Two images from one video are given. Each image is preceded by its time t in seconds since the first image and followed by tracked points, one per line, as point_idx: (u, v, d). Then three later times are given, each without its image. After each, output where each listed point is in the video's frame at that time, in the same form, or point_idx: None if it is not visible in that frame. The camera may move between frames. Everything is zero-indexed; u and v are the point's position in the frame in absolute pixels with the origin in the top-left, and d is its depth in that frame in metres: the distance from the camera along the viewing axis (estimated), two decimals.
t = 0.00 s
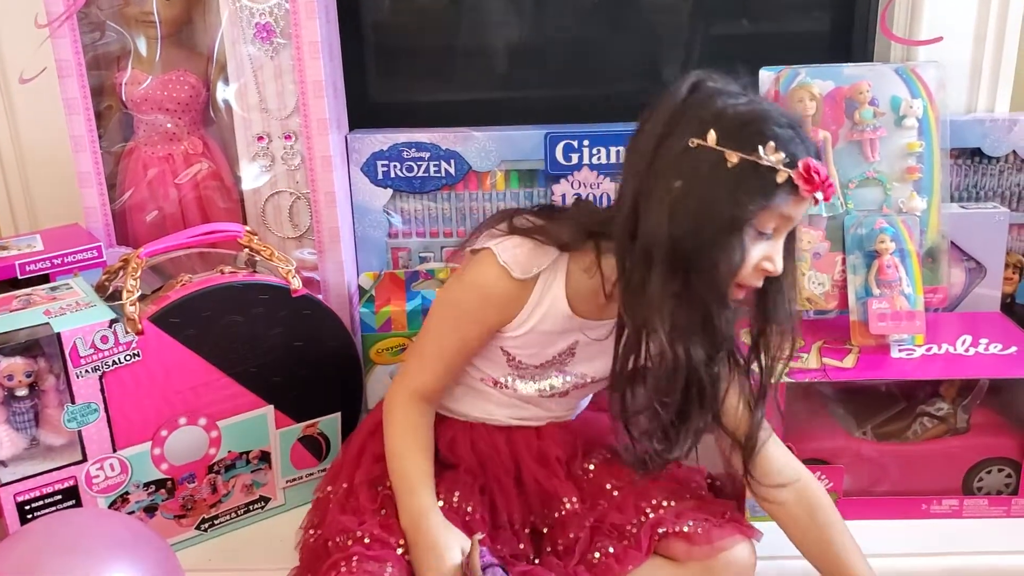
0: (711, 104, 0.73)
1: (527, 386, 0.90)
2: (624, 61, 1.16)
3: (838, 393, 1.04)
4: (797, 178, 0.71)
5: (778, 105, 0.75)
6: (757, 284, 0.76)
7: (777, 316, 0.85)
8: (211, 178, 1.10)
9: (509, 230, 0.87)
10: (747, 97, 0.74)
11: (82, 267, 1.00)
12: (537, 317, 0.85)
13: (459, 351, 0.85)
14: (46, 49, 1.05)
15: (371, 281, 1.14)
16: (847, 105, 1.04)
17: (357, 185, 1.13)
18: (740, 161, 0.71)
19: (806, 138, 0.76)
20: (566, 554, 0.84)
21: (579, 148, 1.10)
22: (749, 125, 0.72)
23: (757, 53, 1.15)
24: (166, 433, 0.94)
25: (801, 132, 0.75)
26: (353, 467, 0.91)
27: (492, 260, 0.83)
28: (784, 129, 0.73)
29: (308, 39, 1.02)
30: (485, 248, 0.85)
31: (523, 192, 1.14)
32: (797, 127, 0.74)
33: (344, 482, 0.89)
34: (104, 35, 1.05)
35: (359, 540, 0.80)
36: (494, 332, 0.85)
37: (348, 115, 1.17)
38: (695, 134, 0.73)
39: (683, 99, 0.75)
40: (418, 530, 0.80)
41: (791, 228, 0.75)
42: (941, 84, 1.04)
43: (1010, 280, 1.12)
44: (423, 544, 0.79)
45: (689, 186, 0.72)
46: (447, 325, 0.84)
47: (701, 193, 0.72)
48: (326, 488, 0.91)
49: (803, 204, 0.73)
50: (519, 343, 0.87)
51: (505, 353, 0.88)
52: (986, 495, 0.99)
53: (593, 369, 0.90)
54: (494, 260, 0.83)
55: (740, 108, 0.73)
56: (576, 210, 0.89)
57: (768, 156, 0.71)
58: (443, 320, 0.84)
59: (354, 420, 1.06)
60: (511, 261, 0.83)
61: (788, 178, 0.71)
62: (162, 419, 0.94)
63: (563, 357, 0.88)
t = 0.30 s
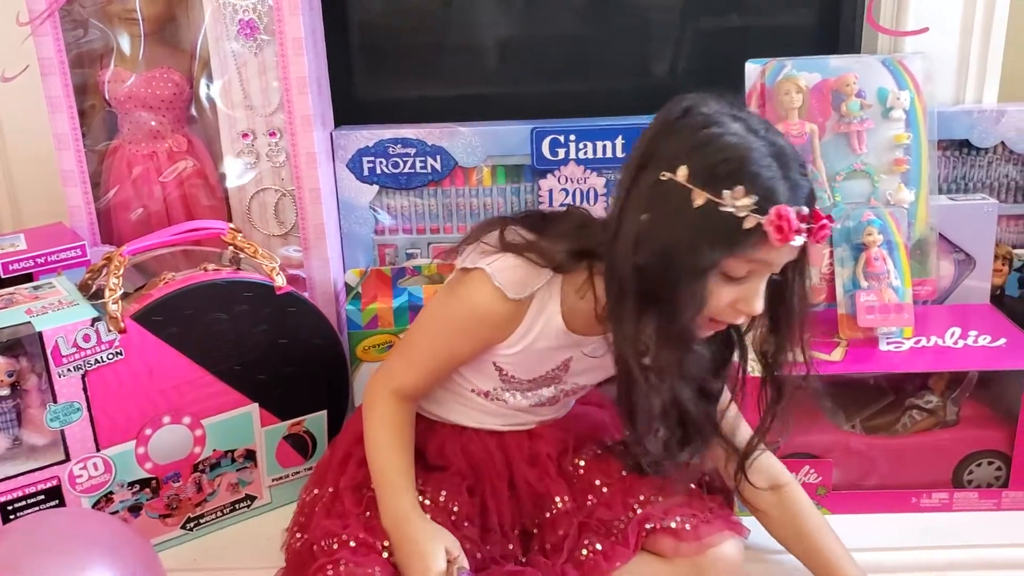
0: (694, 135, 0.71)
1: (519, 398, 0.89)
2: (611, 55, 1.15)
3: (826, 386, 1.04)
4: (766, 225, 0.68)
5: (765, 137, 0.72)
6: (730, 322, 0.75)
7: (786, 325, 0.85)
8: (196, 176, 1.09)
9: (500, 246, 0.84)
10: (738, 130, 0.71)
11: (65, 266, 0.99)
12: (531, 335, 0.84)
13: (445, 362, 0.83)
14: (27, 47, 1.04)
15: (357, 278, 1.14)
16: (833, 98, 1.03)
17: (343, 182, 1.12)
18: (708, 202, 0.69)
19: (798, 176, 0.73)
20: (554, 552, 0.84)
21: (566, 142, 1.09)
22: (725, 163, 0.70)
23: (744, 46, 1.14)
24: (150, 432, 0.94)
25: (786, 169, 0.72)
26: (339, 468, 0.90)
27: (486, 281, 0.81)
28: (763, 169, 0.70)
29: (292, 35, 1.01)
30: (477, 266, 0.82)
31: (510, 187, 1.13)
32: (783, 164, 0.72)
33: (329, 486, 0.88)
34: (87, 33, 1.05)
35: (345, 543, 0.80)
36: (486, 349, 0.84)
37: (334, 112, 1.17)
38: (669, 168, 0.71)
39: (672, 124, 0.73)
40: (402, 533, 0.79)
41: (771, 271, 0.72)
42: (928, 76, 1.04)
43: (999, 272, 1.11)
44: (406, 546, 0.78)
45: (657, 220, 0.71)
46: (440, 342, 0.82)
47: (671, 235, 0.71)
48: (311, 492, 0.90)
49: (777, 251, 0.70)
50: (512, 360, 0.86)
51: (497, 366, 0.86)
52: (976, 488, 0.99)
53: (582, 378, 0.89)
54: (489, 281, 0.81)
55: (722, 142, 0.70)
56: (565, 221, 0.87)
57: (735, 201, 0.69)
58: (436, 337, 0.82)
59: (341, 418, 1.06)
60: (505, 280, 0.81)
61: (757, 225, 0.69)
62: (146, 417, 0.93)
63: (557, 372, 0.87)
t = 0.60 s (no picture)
0: (575, 81, 0.70)
1: (490, 375, 0.86)
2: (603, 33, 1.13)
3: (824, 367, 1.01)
4: (640, 168, 0.67)
5: (642, 71, 0.70)
6: (652, 271, 0.72)
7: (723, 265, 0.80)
8: (180, 159, 1.07)
9: (433, 225, 0.82)
10: (615, 71, 0.69)
11: (47, 247, 0.97)
12: (485, 307, 0.81)
13: (402, 348, 0.81)
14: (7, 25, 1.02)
15: (344, 260, 1.13)
16: (830, 73, 1.00)
17: (329, 163, 1.11)
18: (582, 154, 0.69)
19: (686, 110, 0.70)
20: (543, 533, 0.83)
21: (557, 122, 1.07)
22: (594, 108, 0.69)
23: (739, 22, 1.12)
24: (132, 415, 0.92)
25: (663, 101, 0.70)
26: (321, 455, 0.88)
27: (421, 260, 0.79)
28: (634, 108, 0.68)
29: (275, 12, 0.99)
30: (412, 248, 0.80)
31: (500, 167, 1.11)
32: (658, 97, 0.69)
33: (312, 475, 0.86)
34: (69, 11, 1.02)
35: (333, 527, 0.78)
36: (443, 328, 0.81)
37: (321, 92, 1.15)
38: (548, 122, 0.71)
39: (552, 72, 0.72)
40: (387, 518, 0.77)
41: (668, 212, 0.70)
42: (927, 50, 1.01)
43: (1001, 251, 1.08)
44: (391, 530, 0.76)
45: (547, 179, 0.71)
46: (392, 329, 0.80)
47: (559, 189, 0.70)
48: (294, 485, 0.87)
49: (662, 191, 0.69)
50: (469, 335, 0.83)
51: (457, 345, 0.84)
52: (978, 470, 0.97)
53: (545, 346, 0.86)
54: (424, 261, 0.79)
55: (596, 87, 0.69)
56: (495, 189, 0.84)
57: (602, 146, 0.68)
58: (386, 327, 0.80)
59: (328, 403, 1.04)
60: (437, 257, 0.79)
61: (633, 169, 0.68)
62: (128, 400, 0.91)
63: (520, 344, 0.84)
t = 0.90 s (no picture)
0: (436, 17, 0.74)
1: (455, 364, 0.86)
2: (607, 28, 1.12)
3: (831, 361, 1.00)
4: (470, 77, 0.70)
5: None
6: (527, 198, 0.73)
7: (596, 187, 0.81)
8: (182, 155, 1.06)
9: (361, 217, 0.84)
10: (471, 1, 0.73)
11: (48, 243, 0.97)
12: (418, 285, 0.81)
13: (357, 345, 0.81)
14: (8, 21, 1.02)
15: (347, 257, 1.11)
16: (835, 65, 1.00)
17: (331, 158, 1.10)
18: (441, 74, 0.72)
19: (540, 26, 0.72)
20: (540, 529, 0.82)
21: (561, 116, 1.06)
22: (447, 30, 0.72)
23: (743, 15, 1.12)
24: (133, 412, 0.91)
25: (508, 16, 0.72)
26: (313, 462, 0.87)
27: (350, 253, 0.80)
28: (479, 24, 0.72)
29: (277, 7, 0.98)
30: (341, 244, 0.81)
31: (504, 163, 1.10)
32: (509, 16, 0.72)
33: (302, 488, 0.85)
34: (70, 7, 1.02)
35: (331, 537, 0.76)
36: (387, 316, 0.82)
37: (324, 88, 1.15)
38: (420, 51, 0.75)
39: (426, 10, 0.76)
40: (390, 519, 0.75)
41: (522, 127, 0.72)
42: (932, 42, 1.01)
43: (1008, 244, 1.08)
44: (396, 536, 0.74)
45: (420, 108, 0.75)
46: (335, 323, 0.81)
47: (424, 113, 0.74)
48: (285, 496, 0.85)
49: (511, 103, 0.71)
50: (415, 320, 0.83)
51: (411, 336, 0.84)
52: (987, 464, 0.96)
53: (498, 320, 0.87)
54: (352, 254, 0.79)
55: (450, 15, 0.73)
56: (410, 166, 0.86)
57: (448, 62, 0.72)
58: (336, 322, 0.81)
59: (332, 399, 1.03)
60: (361, 243, 0.80)
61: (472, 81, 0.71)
62: (130, 396, 0.91)
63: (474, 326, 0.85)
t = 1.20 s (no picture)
0: None
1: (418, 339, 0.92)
2: (612, 28, 1.12)
3: (838, 360, 1.01)
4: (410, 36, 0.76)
5: None
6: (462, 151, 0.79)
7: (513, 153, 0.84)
8: (190, 158, 1.06)
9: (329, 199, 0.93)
10: None
11: (58, 247, 0.97)
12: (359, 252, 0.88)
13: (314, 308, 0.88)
14: (15, 24, 1.02)
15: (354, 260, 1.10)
16: (841, 65, 1.00)
17: (337, 160, 1.09)
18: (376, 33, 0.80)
19: None
20: (546, 528, 0.83)
21: (565, 116, 1.07)
22: None
23: (749, 15, 1.12)
24: (144, 414, 0.92)
25: None
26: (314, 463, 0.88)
27: (310, 224, 0.89)
28: None
29: (283, 9, 0.99)
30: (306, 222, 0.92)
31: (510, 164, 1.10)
32: None
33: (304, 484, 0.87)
34: (77, 10, 1.02)
35: (307, 513, 0.81)
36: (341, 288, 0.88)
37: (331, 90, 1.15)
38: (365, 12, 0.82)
39: None
40: (376, 422, 0.78)
41: (451, 87, 0.78)
42: (938, 41, 1.01)
43: (1014, 243, 1.08)
44: (384, 428, 0.78)
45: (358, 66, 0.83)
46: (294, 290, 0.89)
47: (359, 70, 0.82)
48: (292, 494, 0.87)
49: (447, 61, 0.77)
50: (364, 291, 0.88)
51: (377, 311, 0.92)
52: (993, 462, 0.97)
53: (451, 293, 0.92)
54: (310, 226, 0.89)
55: None
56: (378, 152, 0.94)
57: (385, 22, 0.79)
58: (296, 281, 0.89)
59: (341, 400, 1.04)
60: (320, 215, 0.89)
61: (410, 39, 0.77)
62: (141, 399, 0.91)
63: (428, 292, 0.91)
